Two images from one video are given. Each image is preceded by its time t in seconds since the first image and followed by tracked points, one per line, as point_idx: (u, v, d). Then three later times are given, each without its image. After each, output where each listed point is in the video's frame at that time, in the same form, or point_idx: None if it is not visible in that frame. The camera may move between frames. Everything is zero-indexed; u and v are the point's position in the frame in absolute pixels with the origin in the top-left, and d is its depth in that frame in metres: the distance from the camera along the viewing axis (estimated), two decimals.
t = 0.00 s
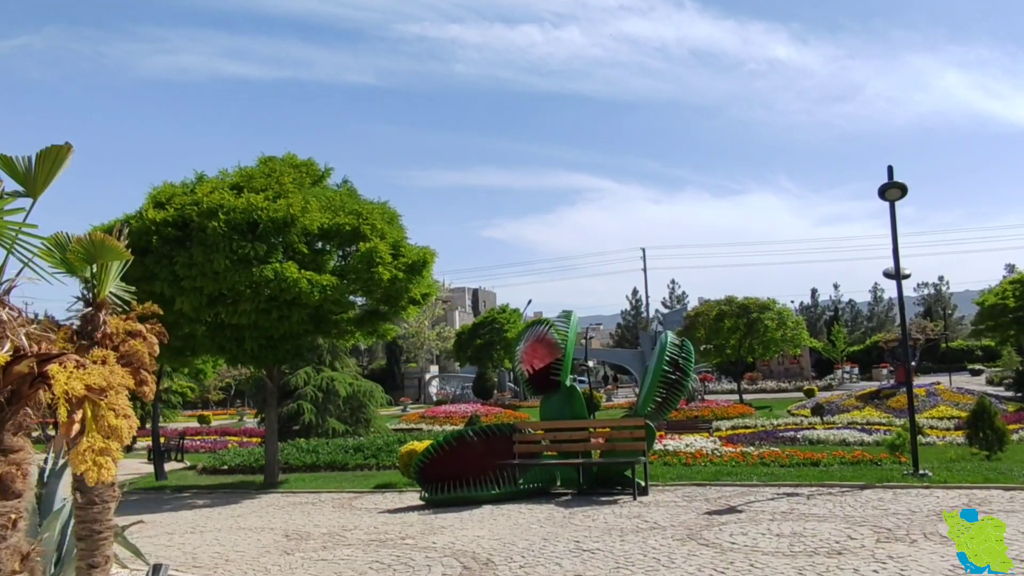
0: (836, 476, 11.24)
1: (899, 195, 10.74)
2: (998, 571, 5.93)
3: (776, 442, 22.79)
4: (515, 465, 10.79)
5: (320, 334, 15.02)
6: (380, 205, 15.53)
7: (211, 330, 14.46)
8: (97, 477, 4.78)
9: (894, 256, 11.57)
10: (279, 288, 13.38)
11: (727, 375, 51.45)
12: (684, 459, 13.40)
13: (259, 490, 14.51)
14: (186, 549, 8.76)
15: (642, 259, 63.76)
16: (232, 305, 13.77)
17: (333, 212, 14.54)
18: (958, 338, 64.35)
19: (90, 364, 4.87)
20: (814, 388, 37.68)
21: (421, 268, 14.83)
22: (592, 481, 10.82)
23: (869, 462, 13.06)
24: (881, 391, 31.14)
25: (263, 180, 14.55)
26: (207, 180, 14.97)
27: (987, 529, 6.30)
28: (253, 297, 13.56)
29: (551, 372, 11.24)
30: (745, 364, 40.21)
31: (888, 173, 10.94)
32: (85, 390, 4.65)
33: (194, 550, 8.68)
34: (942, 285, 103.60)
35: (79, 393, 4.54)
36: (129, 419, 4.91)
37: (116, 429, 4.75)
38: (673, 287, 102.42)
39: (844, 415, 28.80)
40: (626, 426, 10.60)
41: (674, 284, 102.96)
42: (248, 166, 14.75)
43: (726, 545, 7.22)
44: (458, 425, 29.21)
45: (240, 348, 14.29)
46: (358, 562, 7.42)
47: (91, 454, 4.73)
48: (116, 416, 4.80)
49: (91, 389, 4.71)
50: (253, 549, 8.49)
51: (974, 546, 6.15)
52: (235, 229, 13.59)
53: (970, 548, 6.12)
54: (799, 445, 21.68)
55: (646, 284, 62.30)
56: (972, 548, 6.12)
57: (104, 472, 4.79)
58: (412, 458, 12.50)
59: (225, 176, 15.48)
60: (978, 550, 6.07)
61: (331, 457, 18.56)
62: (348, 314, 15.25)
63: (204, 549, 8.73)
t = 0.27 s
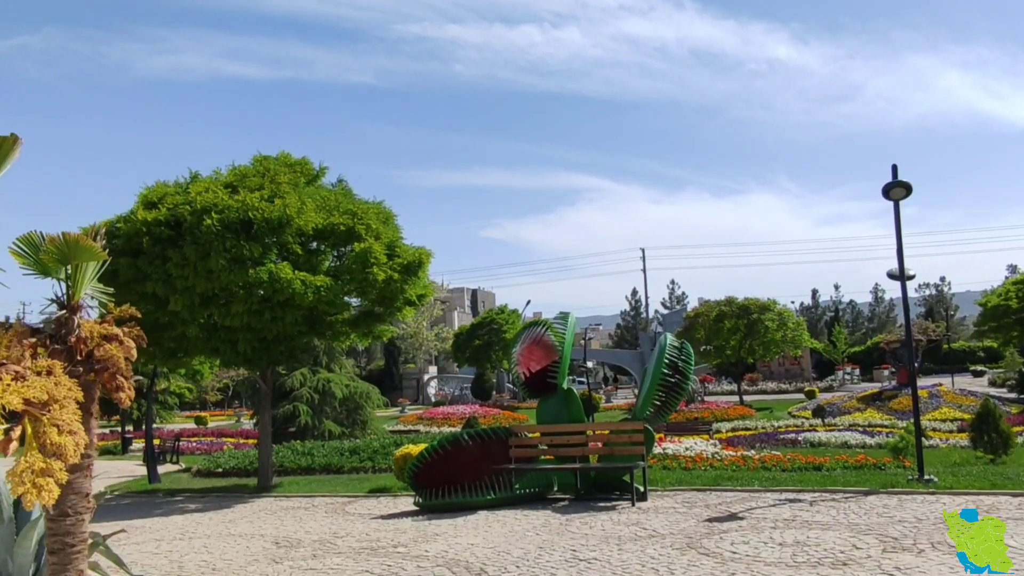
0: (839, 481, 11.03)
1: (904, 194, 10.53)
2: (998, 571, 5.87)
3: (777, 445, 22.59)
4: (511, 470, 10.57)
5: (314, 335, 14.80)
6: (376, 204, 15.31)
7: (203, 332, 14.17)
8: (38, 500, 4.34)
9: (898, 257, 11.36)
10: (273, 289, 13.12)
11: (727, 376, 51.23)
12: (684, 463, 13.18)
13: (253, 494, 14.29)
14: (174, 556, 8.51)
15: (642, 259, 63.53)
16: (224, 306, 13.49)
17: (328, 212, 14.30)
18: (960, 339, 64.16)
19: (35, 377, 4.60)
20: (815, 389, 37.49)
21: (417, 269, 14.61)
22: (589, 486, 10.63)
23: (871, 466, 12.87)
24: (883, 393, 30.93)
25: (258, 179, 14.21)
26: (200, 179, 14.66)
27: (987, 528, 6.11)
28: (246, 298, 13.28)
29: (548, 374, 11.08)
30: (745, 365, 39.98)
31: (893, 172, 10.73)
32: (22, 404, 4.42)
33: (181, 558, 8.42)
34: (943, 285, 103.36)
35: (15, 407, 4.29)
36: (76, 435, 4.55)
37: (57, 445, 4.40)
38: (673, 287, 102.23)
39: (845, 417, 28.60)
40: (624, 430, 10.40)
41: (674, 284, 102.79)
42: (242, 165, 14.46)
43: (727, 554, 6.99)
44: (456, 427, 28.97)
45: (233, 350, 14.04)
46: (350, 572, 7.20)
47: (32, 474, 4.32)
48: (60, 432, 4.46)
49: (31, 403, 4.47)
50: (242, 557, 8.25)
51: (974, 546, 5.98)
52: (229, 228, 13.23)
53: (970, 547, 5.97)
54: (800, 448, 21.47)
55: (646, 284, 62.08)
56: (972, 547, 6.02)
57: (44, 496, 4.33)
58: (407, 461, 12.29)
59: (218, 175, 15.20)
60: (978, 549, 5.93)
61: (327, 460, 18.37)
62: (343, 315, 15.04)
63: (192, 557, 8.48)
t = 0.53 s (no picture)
0: (840, 484, 10.82)
1: (906, 192, 10.36)
2: (998, 571, 6.07)
3: (777, 446, 22.41)
4: (506, 472, 10.37)
5: (307, 336, 14.59)
6: (370, 204, 15.11)
7: (193, 333, 13.90)
8: None
9: (900, 257, 11.18)
10: (265, 290, 12.91)
11: (727, 377, 51.05)
12: (682, 465, 12.99)
13: (245, 497, 14.08)
14: (160, 562, 8.30)
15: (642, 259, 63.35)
16: (216, 306, 13.23)
17: (322, 211, 14.10)
18: (960, 339, 63.97)
19: None
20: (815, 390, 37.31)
21: (412, 268, 14.40)
22: (585, 490, 10.43)
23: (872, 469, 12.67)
24: (883, 394, 30.75)
25: (250, 178, 13.99)
26: (192, 178, 14.44)
27: (987, 530, 6.51)
28: (238, 298, 13.02)
29: (543, 375, 10.87)
30: (745, 366, 39.77)
31: (895, 170, 10.56)
32: None
33: (166, 564, 8.22)
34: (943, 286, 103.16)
35: None
36: (5, 444, 4.37)
37: None
38: (672, 288, 102.04)
39: (845, 418, 28.41)
40: (621, 432, 10.21)
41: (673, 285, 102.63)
42: (234, 163, 14.22)
43: (726, 561, 6.81)
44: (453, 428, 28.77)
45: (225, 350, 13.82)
46: None
47: None
48: None
49: None
50: (230, 563, 8.06)
51: (975, 546, 6.31)
52: (221, 228, 12.99)
53: (971, 547, 6.27)
54: (800, 449, 21.28)
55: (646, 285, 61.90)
56: (972, 547, 6.30)
57: None
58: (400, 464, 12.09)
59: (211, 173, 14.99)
60: (979, 550, 6.21)
61: (322, 461, 18.17)
62: (337, 315, 14.83)
63: (177, 562, 8.28)
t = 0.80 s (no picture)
0: (837, 485, 10.64)
1: (905, 188, 10.19)
2: (998, 571, 6.01)
3: (774, 447, 22.27)
4: (498, 474, 10.19)
5: (298, 335, 14.39)
6: (362, 201, 14.94)
7: (182, 333, 13.75)
8: None
9: (899, 254, 11.00)
10: (254, 288, 12.68)
11: (723, 377, 50.91)
12: (677, 466, 12.81)
13: (235, 498, 13.89)
14: (141, 566, 8.10)
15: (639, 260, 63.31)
16: (205, 305, 13.04)
17: (312, 209, 13.92)
18: (958, 340, 63.89)
19: None
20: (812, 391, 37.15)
21: (404, 266, 14.18)
22: (579, 492, 10.25)
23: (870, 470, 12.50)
24: (881, 394, 30.61)
25: (238, 175, 13.80)
26: (181, 175, 14.22)
27: (987, 529, 6.39)
28: (226, 296, 12.82)
29: (536, 375, 10.68)
30: (742, 367, 39.61)
31: (894, 166, 10.39)
32: None
33: (147, 568, 8.01)
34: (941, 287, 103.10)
35: None
36: None
37: None
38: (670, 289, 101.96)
39: (842, 419, 28.26)
40: (615, 433, 10.02)
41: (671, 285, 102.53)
42: (223, 160, 14.01)
43: (720, 566, 6.62)
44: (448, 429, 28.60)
45: (216, 350, 13.65)
46: None
47: None
48: None
49: None
50: (212, 567, 7.86)
51: (974, 546, 6.23)
52: (208, 225, 12.80)
53: (971, 547, 6.20)
54: (797, 451, 21.14)
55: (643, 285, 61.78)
56: (972, 548, 6.23)
57: None
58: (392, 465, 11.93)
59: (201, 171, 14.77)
60: (979, 550, 6.14)
61: (314, 462, 17.98)
62: (329, 314, 14.62)
63: (158, 566, 8.08)
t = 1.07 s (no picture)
0: (836, 491, 10.45)
1: (905, 188, 10.01)
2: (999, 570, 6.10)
3: (772, 450, 22.08)
4: (491, 479, 10.00)
5: (289, 337, 14.19)
6: (354, 201, 14.74)
7: (171, 336, 13.57)
8: None
9: (899, 256, 10.81)
10: (243, 290, 12.50)
11: (721, 379, 50.72)
12: (674, 471, 12.62)
13: (224, 503, 13.68)
14: None
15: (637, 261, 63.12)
16: (194, 308, 12.85)
17: (303, 209, 13.73)
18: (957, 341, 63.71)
19: None
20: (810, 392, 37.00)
21: (397, 268, 13.96)
22: (572, 497, 10.06)
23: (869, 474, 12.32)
24: (879, 396, 30.47)
25: (228, 175, 13.58)
26: (171, 175, 13.99)
27: (986, 530, 6.49)
28: (215, 298, 12.63)
29: (529, 378, 10.48)
30: (740, 368, 39.40)
31: (893, 165, 10.21)
32: None
33: None
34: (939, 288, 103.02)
35: None
36: None
37: None
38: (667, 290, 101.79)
39: (841, 421, 28.08)
40: (609, 438, 9.82)
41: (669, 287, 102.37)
42: (212, 161, 13.78)
43: None
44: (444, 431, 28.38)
45: (205, 352, 13.45)
46: None
47: None
48: None
49: None
50: None
51: (974, 546, 6.35)
52: (195, 228, 12.57)
53: (970, 547, 6.32)
54: (795, 454, 20.94)
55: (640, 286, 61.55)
56: (973, 548, 6.35)
57: None
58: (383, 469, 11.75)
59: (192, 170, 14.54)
60: (979, 550, 6.25)
61: (307, 466, 17.77)
62: (322, 316, 14.41)
63: None
